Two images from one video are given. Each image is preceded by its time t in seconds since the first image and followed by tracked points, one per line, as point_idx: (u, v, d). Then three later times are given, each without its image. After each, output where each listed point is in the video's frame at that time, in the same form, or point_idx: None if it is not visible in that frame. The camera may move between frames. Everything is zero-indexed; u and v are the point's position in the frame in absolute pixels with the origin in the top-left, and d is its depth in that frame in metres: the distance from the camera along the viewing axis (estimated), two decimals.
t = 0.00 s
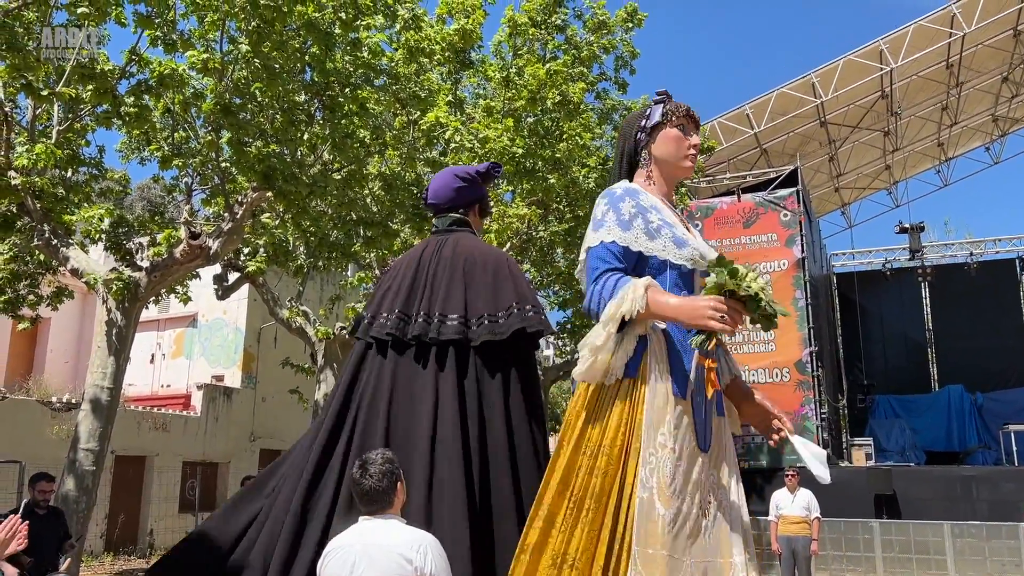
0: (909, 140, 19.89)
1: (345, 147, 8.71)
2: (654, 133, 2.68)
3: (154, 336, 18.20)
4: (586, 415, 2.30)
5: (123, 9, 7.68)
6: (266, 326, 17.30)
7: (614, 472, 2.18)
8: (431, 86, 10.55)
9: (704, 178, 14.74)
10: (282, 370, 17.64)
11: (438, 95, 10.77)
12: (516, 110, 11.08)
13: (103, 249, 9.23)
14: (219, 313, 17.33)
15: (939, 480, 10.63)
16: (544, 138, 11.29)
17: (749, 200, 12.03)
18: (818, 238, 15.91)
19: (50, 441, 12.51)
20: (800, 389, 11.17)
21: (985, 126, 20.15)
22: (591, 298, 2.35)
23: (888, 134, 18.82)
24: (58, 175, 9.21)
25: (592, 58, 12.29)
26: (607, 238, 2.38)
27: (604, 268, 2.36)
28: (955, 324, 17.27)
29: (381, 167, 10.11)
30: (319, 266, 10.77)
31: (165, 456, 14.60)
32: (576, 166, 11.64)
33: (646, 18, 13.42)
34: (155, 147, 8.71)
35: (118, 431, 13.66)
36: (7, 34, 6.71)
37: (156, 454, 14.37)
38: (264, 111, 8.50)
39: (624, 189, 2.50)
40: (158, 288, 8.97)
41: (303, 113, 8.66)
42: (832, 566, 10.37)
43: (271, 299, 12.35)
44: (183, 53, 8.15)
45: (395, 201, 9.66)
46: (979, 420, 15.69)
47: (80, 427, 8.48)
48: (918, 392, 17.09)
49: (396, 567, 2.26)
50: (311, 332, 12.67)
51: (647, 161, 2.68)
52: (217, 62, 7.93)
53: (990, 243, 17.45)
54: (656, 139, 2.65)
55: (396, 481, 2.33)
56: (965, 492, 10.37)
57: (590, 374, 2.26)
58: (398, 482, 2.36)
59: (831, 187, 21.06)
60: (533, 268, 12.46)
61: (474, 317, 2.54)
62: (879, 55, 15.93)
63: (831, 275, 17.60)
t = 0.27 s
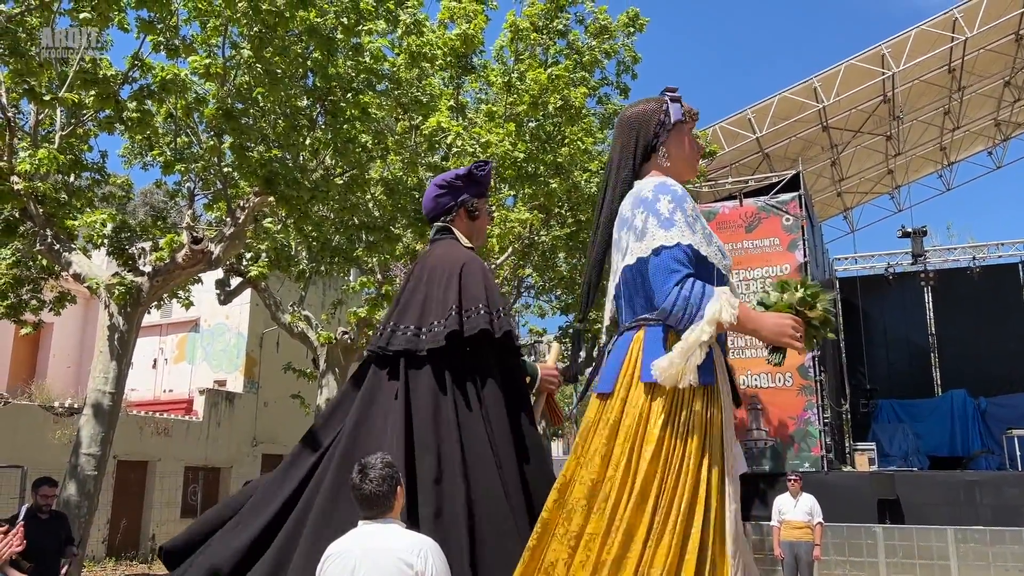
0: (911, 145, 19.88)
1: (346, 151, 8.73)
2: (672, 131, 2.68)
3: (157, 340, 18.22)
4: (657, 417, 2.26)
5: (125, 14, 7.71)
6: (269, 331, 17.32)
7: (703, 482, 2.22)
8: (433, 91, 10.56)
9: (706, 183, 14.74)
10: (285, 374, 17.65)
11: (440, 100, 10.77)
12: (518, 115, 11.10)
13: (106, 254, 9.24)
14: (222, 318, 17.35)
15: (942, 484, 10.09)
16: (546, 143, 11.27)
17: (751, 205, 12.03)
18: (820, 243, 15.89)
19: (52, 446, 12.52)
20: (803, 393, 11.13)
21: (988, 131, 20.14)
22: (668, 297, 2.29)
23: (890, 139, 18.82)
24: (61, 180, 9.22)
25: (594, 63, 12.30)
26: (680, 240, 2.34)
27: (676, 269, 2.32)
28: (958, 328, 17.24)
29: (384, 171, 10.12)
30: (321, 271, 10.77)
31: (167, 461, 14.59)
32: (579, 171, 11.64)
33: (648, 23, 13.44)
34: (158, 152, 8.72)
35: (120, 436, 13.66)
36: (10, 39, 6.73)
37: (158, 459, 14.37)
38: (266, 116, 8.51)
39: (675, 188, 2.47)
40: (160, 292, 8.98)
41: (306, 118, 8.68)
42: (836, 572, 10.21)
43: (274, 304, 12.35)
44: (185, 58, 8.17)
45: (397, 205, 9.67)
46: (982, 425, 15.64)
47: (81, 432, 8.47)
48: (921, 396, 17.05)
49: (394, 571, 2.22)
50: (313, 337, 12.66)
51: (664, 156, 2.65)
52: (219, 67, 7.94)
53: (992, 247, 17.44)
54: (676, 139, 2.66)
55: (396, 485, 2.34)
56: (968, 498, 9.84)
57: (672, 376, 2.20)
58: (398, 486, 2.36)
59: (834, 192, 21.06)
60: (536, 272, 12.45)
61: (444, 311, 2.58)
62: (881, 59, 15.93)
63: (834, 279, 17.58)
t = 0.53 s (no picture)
0: (913, 147, 19.86)
1: (347, 154, 8.73)
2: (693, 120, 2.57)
3: (158, 343, 18.22)
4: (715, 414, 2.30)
5: (127, 18, 7.73)
6: (270, 334, 17.32)
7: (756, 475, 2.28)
8: (434, 94, 10.56)
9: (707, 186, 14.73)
10: (286, 377, 17.65)
11: (441, 103, 10.78)
12: (519, 118, 11.10)
13: (107, 257, 9.24)
14: (223, 321, 17.35)
15: (944, 488, 10.07)
16: (547, 146, 11.24)
17: (752, 207, 12.00)
18: (821, 245, 15.88)
19: (53, 450, 12.52)
20: (805, 396, 11.07)
21: (989, 133, 20.13)
22: (750, 295, 2.12)
23: (891, 142, 18.81)
24: (63, 183, 9.23)
25: (595, 66, 12.30)
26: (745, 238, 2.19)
27: (752, 270, 2.18)
28: (960, 331, 17.22)
29: (385, 174, 10.11)
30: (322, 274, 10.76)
31: (168, 464, 14.58)
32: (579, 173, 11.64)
33: (649, 25, 13.43)
34: (159, 155, 8.72)
35: (121, 439, 13.66)
36: (12, 43, 6.74)
37: (159, 462, 14.36)
38: (267, 119, 8.51)
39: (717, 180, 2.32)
40: (161, 295, 8.99)
41: (306, 121, 8.68)
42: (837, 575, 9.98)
43: (275, 307, 12.35)
44: (186, 61, 8.18)
45: (398, 208, 9.68)
46: (984, 428, 15.61)
47: (83, 435, 8.47)
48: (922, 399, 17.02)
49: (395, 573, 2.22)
50: (314, 340, 12.66)
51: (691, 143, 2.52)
52: (220, 71, 7.95)
53: (994, 250, 17.42)
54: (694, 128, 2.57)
55: (396, 486, 2.34)
56: (970, 501, 9.81)
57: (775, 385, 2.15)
58: (399, 487, 2.36)
59: (835, 194, 21.05)
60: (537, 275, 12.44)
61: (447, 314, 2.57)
62: (882, 62, 15.92)
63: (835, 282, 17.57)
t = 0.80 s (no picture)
0: (912, 149, 19.87)
1: (347, 156, 8.72)
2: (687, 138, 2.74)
3: (158, 346, 18.23)
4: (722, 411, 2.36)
5: (127, 20, 7.73)
6: (270, 336, 17.32)
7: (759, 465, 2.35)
8: (434, 96, 10.54)
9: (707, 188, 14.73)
10: (286, 380, 17.65)
11: (441, 105, 10.76)
12: (519, 120, 11.11)
13: (108, 259, 9.24)
14: (223, 323, 17.36)
15: (944, 491, 10.02)
16: (547, 148, 11.26)
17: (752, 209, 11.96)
18: (821, 247, 15.87)
19: (53, 452, 12.51)
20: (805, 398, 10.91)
21: (989, 136, 20.13)
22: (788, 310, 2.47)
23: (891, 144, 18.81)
24: (63, 185, 9.22)
25: (595, 68, 12.30)
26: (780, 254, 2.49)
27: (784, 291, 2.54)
28: (960, 333, 17.20)
29: (385, 177, 10.08)
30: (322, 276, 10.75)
31: (168, 466, 14.58)
32: (579, 176, 11.62)
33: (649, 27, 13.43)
34: (159, 158, 8.72)
35: (121, 441, 13.65)
36: (12, 45, 6.76)
37: (158, 464, 14.35)
38: (267, 121, 8.52)
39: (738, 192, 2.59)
40: (161, 298, 8.99)
41: (306, 123, 8.68)
42: None
43: (275, 309, 12.33)
44: (186, 64, 8.18)
45: (398, 210, 9.69)
46: (985, 430, 15.58)
47: (82, 437, 8.46)
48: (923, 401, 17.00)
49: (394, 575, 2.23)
50: (314, 342, 12.64)
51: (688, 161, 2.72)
52: (220, 72, 7.96)
53: (994, 252, 17.42)
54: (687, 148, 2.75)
55: (397, 486, 2.34)
56: (970, 503, 9.76)
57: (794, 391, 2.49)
58: (400, 487, 2.36)
59: (835, 197, 21.05)
60: (537, 277, 12.46)
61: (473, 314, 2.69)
62: (882, 64, 15.93)
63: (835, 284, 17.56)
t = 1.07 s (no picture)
0: (912, 151, 19.88)
1: (347, 157, 8.72)
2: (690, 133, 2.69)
3: (158, 347, 18.22)
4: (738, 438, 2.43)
5: (126, 21, 7.74)
6: (269, 337, 17.33)
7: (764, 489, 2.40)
8: (434, 98, 10.53)
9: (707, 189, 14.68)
10: (285, 381, 17.64)
11: (441, 106, 10.75)
12: (518, 122, 11.12)
13: (107, 260, 9.23)
14: (222, 324, 17.36)
15: (943, 492, 9.94)
16: (547, 149, 11.34)
17: (752, 210, 11.83)
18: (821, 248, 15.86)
19: (53, 453, 12.49)
20: (805, 400, 10.87)
21: (988, 137, 20.14)
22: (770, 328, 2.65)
23: (890, 145, 18.83)
24: (62, 186, 9.22)
25: (594, 69, 12.32)
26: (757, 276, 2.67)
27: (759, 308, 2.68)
28: (960, 334, 17.20)
29: (385, 178, 10.07)
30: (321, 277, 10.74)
31: (167, 468, 14.56)
32: (579, 177, 11.62)
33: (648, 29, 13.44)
34: (158, 158, 8.70)
35: (121, 442, 13.63)
36: (12, 46, 6.75)
37: (158, 465, 14.34)
38: (267, 122, 8.52)
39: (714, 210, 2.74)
40: (160, 299, 8.99)
41: (306, 124, 8.68)
42: None
43: (275, 311, 12.32)
44: (185, 65, 8.18)
45: (397, 211, 9.72)
46: (985, 432, 15.57)
47: (81, 438, 8.45)
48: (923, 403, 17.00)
49: None
50: (314, 343, 12.62)
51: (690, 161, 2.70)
52: (220, 73, 7.96)
53: (993, 253, 17.43)
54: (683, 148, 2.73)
55: (397, 487, 2.33)
56: (969, 504, 9.73)
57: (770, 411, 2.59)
58: (400, 489, 2.35)
59: (834, 198, 21.06)
60: (537, 278, 12.48)
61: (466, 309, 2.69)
62: (881, 65, 15.95)
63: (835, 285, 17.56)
